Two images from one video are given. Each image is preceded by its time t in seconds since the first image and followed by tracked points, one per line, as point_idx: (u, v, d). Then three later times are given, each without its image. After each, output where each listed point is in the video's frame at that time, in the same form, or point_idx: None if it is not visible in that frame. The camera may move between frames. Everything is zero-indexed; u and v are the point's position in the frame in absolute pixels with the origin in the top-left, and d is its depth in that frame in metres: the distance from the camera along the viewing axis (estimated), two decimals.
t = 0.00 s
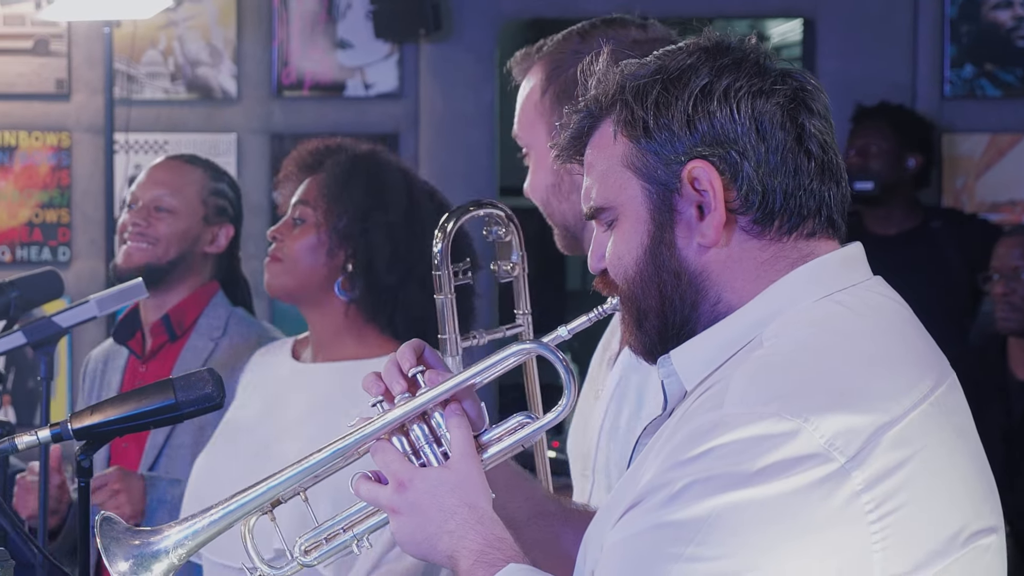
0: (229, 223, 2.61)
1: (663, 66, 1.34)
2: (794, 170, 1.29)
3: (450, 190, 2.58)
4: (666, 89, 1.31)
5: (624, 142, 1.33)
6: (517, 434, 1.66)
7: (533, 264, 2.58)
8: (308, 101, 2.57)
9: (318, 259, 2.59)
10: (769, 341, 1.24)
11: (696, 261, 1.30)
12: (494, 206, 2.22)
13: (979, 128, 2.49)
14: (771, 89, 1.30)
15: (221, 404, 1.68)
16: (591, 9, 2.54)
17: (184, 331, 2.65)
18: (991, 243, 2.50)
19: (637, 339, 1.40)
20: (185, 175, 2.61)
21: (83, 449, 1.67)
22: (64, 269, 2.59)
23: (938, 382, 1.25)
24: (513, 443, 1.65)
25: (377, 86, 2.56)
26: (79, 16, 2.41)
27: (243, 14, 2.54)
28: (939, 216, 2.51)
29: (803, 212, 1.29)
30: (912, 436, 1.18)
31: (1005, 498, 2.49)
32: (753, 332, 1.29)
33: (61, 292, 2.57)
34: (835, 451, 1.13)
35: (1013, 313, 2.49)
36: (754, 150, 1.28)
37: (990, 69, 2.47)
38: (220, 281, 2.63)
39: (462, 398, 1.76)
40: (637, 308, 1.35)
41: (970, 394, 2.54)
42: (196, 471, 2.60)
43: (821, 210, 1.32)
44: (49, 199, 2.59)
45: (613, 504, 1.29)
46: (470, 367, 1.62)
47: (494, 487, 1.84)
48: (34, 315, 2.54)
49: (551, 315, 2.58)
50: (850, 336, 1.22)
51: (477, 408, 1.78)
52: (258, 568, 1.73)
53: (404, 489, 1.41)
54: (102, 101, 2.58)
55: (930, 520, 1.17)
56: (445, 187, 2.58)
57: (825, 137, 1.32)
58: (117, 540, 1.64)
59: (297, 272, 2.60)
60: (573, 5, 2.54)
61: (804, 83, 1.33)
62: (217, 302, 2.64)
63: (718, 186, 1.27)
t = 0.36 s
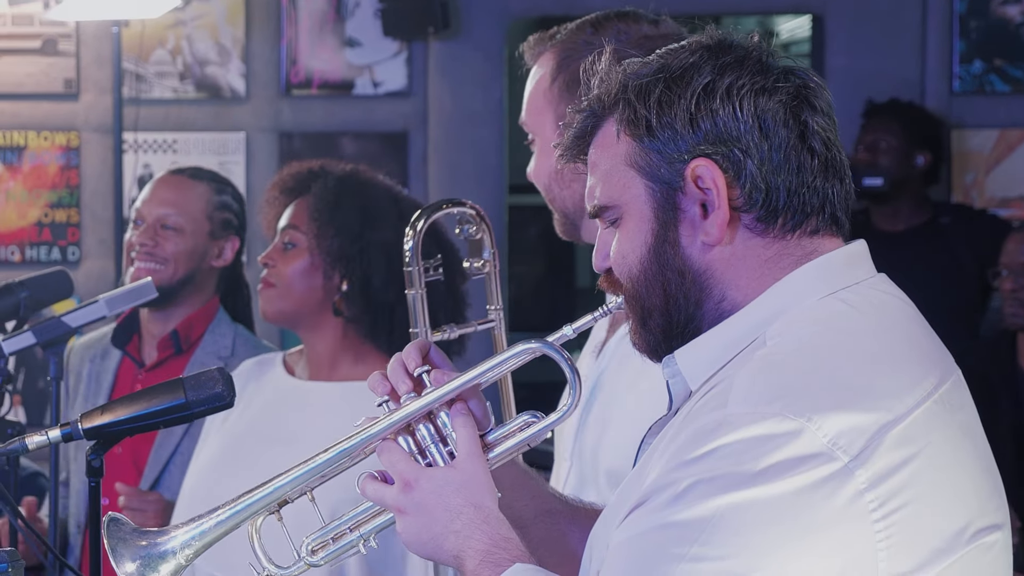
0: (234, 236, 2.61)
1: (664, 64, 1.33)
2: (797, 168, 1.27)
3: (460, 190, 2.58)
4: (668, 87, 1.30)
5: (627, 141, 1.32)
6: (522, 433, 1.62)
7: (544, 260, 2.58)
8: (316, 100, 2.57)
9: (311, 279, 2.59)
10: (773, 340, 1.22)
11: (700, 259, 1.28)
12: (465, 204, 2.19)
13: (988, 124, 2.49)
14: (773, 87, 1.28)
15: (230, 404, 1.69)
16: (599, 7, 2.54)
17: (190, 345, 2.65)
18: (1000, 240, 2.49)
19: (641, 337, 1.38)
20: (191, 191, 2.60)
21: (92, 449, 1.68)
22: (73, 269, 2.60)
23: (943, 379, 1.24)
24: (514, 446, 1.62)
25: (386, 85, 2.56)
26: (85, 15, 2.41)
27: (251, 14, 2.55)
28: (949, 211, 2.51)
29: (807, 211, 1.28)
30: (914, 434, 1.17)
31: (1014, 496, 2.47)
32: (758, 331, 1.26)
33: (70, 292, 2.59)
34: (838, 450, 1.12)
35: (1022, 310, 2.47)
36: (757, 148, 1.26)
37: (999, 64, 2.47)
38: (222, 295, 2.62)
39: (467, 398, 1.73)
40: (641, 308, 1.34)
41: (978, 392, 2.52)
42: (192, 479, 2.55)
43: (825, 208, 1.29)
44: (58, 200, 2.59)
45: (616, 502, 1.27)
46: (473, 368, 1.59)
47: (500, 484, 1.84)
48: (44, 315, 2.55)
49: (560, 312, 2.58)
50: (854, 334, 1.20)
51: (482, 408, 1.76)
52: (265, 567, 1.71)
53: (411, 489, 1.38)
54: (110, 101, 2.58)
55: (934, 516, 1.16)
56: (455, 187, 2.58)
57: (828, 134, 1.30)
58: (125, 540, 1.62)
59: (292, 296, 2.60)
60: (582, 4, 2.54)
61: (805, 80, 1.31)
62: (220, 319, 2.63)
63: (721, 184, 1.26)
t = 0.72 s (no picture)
0: (225, 228, 2.61)
1: (679, 63, 1.33)
2: (812, 167, 1.29)
3: (468, 188, 2.58)
4: (684, 85, 1.31)
5: (641, 140, 1.33)
6: (536, 434, 1.62)
7: (551, 262, 2.58)
8: (323, 101, 2.57)
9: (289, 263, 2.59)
10: (790, 339, 1.22)
11: (715, 258, 1.29)
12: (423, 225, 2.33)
13: (995, 126, 2.49)
14: (789, 85, 1.29)
15: (237, 403, 1.70)
16: (607, 7, 2.53)
17: (182, 336, 2.65)
18: (1007, 243, 2.49)
19: (656, 337, 1.38)
20: (182, 180, 2.60)
21: (99, 448, 1.67)
22: (80, 269, 2.59)
23: (958, 381, 1.24)
24: (526, 447, 1.62)
25: (393, 85, 2.56)
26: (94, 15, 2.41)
27: (258, 14, 2.54)
28: (955, 215, 2.51)
29: (822, 209, 1.29)
30: (932, 433, 1.17)
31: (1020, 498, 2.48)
32: (772, 332, 1.27)
33: (77, 291, 2.59)
34: (858, 448, 1.12)
35: None
36: (773, 147, 1.27)
37: (1007, 65, 2.46)
38: (212, 285, 2.63)
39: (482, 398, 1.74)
40: (656, 307, 1.34)
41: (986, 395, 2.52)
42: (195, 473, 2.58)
43: (839, 206, 1.30)
44: (64, 200, 2.59)
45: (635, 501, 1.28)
46: (485, 368, 1.61)
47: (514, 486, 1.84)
48: (52, 315, 2.58)
49: (568, 312, 2.58)
50: (869, 333, 1.21)
51: (496, 408, 1.76)
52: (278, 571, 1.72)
53: (424, 489, 1.40)
54: (117, 101, 2.58)
55: (951, 517, 1.16)
56: (462, 186, 2.58)
57: (843, 133, 1.31)
58: (137, 544, 1.62)
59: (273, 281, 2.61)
60: (589, 4, 2.54)
61: (821, 78, 1.32)
62: (210, 309, 2.63)
63: (737, 184, 1.26)
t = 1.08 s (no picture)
0: (246, 237, 2.61)
1: (699, 61, 1.34)
2: (824, 173, 1.30)
3: (473, 188, 2.57)
4: (703, 83, 1.31)
5: (656, 133, 1.32)
6: (557, 453, 1.61)
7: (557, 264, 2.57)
8: (329, 99, 2.57)
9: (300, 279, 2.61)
10: (802, 336, 1.22)
11: (724, 257, 1.28)
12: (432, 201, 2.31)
13: (1000, 125, 2.49)
14: (807, 92, 1.30)
15: (243, 403, 1.69)
16: (613, 6, 2.54)
17: (201, 349, 2.65)
18: (1014, 242, 2.49)
19: (660, 334, 1.36)
20: (203, 193, 2.60)
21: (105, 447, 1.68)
22: (86, 267, 2.59)
23: (969, 375, 1.23)
24: (549, 466, 1.60)
25: (399, 84, 2.56)
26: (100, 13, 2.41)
27: (265, 13, 2.55)
28: (962, 215, 2.51)
29: (831, 213, 1.29)
30: (950, 425, 1.16)
31: None
32: (781, 331, 1.27)
33: (82, 290, 2.58)
34: (884, 437, 1.12)
35: None
36: (788, 150, 1.28)
37: (1012, 65, 2.47)
38: (240, 294, 2.63)
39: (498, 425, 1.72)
40: (662, 303, 1.33)
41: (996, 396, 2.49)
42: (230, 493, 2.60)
43: (847, 211, 1.32)
44: (70, 198, 2.59)
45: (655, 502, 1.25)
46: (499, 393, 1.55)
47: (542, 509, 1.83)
48: (56, 314, 2.58)
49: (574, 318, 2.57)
50: (882, 326, 1.20)
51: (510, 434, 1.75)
52: None
53: (456, 522, 1.37)
54: (123, 99, 2.58)
55: (979, 502, 1.16)
56: (468, 185, 2.57)
57: (854, 143, 1.33)
58: None
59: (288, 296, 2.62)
60: (596, 3, 2.53)
61: (837, 88, 1.33)
62: (236, 322, 2.64)
63: (748, 183, 1.27)
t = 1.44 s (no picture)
0: (260, 231, 2.61)
1: (737, 52, 1.29)
2: (853, 173, 1.25)
3: (478, 190, 2.58)
4: (739, 75, 1.26)
5: (688, 122, 1.27)
6: (560, 422, 1.62)
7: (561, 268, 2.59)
8: (335, 100, 2.57)
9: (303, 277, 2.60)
10: (803, 326, 1.17)
11: (746, 252, 1.24)
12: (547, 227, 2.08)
13: (1006, 128, 2.50)
14: (842, 91, 1.25)
15: (248, 403, 1.68)
16: (621, 8, 2.53)
17: (216, 343, 2.64)
18: (1017, 246, 2.50)
19: (677, 324, 1.33)
20: (216, 190, 2.60)
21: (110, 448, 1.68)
22: (91, 266, 2.60)
23: (970, 374, 1.16)
24: (550, 435, 1.61)
25: (405, 85, 2.56)
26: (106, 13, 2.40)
27: (271, 13, 2.55)
28: (968, 219, 2.50)
29: (856, 213, 1.24)
30: (944, 426, 1.10)
31: None
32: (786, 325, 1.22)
33: (87, 289, 2.58)
34: (867, 437, 1.06)
35: None
36: (817, 149, 1.23)
37: (1018, 69, 2.48)
38: (260, 286, 2.62)
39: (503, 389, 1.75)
40: (681, 291, 1.29)
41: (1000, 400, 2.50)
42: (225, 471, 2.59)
43: (872, 213, 1.27)
44: (76, 197, 2.60)
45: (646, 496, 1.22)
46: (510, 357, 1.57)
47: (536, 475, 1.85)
48: (60, 313, 2.57)
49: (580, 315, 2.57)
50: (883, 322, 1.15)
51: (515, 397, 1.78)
52: (302, 557, 1.72)
53: (448, 478, 1.39)
54: (129, 98, 2.58)
55: (969, 512, 1.10)
56: (472, 186, 2.58)
57: (885, 147, 1.28)
58: (160, 536, 1.54)
59: (298, 296, 2.61)
60: (602, 4, 2.54)
61: (874, 90, 1.29)
62: (253, 314, 2.62)
63: (775, 178, 1.22)
